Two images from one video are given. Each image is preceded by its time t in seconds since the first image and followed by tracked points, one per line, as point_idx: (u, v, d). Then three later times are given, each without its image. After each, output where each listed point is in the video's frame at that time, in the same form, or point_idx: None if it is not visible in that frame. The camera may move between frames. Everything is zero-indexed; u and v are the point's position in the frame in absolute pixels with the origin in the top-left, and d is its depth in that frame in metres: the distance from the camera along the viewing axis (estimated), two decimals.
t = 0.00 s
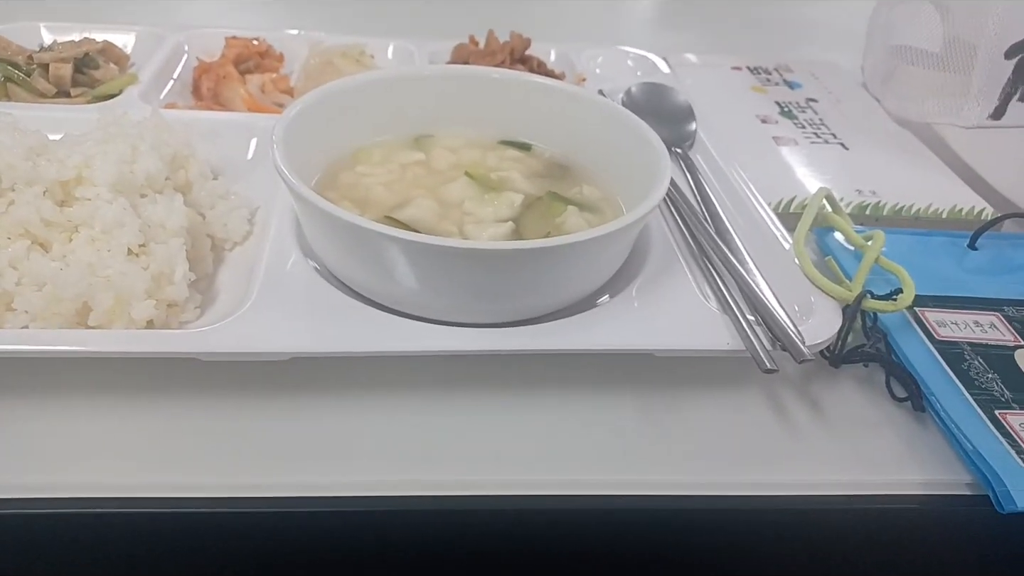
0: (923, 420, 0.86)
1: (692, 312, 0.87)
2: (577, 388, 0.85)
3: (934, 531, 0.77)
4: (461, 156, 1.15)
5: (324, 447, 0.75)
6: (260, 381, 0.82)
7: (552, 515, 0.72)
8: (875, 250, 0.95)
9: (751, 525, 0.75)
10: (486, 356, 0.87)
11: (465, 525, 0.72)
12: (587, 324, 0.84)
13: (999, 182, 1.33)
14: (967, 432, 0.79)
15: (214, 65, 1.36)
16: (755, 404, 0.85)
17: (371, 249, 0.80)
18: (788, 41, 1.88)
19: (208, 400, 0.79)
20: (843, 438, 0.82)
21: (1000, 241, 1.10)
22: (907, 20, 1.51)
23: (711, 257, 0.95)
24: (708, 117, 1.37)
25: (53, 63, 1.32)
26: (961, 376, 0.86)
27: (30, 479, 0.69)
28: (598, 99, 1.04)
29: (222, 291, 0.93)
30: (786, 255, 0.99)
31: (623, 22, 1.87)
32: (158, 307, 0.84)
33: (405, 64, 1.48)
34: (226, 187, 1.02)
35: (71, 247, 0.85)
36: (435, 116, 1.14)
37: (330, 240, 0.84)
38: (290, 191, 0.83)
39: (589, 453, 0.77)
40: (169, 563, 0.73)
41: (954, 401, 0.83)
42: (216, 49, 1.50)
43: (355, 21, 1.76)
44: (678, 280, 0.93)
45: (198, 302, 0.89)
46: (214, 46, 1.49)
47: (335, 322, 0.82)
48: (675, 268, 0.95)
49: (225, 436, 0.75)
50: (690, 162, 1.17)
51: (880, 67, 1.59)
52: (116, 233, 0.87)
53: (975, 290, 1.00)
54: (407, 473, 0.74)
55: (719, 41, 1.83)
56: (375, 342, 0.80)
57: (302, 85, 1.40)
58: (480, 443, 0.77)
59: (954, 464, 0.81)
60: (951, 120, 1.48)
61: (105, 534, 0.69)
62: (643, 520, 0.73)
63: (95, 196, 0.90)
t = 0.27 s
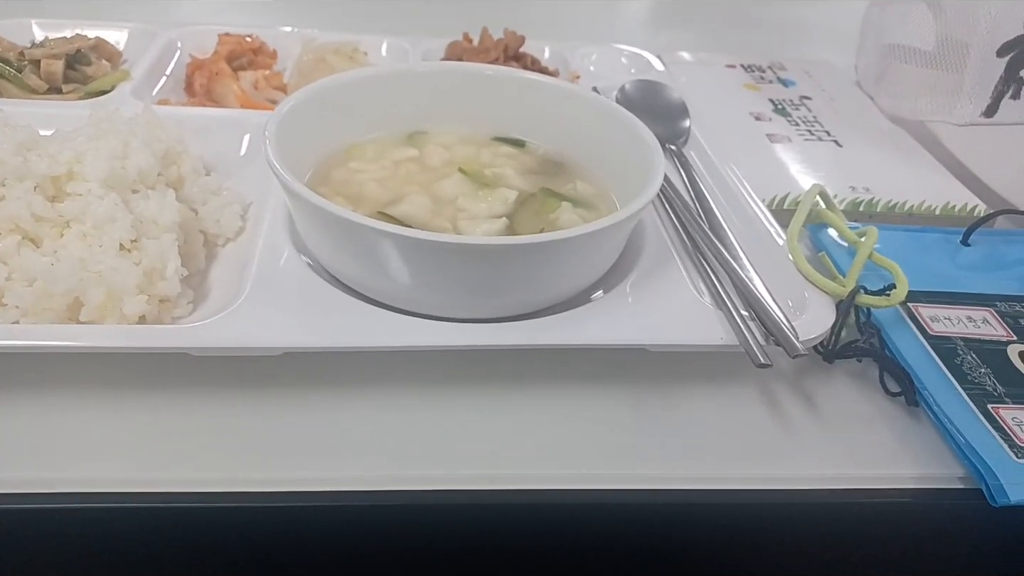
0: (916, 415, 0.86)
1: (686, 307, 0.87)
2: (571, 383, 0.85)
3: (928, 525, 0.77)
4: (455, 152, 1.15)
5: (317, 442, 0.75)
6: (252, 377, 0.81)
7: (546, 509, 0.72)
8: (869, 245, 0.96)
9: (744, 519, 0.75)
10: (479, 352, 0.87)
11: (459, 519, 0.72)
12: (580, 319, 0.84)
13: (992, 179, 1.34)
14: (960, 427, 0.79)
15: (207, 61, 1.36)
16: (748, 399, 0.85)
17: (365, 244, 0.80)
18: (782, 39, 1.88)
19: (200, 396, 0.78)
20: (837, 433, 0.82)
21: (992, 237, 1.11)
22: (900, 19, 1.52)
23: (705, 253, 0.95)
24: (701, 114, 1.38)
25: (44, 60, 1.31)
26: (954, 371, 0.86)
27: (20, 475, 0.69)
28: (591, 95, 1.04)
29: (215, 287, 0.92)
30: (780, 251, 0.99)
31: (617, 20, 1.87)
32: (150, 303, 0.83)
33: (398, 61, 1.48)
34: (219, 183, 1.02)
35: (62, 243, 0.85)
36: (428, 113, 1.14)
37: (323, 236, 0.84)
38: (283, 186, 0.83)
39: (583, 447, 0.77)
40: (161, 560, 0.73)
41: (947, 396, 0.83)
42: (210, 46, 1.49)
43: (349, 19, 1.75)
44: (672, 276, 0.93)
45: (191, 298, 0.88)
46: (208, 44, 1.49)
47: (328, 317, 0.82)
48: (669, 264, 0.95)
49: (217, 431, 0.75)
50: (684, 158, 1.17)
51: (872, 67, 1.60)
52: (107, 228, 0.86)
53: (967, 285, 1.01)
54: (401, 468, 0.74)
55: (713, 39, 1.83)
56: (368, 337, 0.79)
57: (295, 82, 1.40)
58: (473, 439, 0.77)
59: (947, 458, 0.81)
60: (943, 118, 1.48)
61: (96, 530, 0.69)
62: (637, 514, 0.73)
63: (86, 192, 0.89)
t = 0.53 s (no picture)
0: (908, 413, 0.86)
1: (678, 307, 0.87)
2: (564, 383, 0.85)
3: (920, 523, 0.77)
4: (448, 154, 1.15)
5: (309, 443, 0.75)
6: (245, 378, 0.81)
7: (539, 510, 0.72)
8: (861, 245, 0.96)
9: (738, 518, 0.75)
10: (472, 353, 0.87)
11: (452, 520, 0.72)
12: (573, 319, 0.84)
13: (984, 179, 1.34)
14: (952, 425, 0.80)
15: (200, 63, 1.36)
16: (742, 399, 0.85)
17: (357, 244, 0.80)
18: (776, 40, 1.89)
19: (192, 397, 0.78)
20: (830, 431, 0.82)
21: (984, 237, 1.11)
22: (894, 19, 1.52)
23: (698, 253, 0.95)
24: (695, 115, 1.38)
25: (37, 62, 1.31)
26: (946, 369, 0.86)
27: (10, 476, 0.69)
28: (584, 96, 1.05)
29: (207, 288, 0.92)
30: (772, 250, 0.99)
31: (611, 21, 1.88)
32: (142, 304, 0.83)
33: (392, 63, 1.48)
34: (212, 184, 1.02)
35: (54, 244, 0.85)
36: (422, 114, 1.14)
37: (316, 236, 0.84)
38: (275, 186, 0.83)
39: (576, 447, 0.77)
40: (153, 562, 0.72)
41: (939, 394, 0.83)
42: (204, 48, 1.49)
43: (343, 20, 1.75)
44: (665, 276, 0.93)
45: (183, 299, 0.88)
46: (202, 46, 1.49)
47: (321, 318, 0.82)
48: (662, 264, 0.95)
49: (209, 433, 0.75)
50: (677, 159, 1.18)
51: (866, 68, 1.61)
52: (99, 229, 0.86)
53: (960, 285, 1.01)
54: (393, 469, 0.74)
55: (707, 40, 1.84)
56: (361, 338, 0.79)
57: (289, 84, 1.40)
58: (466, 439, 0.77)
59: (939, 457, 0.81)
60: (935, 118, 1.49)
61: (87, 532, 0.68)
62: (630, 514, 0.73)
63: (78, 193, 0.89)
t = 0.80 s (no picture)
0: (900, 411, 0.87)
1: (672, 306, 0.88)
2: (559, 382, 0.85)
3: (912, 520, 0.78)
4: (443, 154, 1.15)
5: (306, 443, 0.75)
6: (241, 378, 0.81)
7: (535, 509, 0.73)
8: (854, 245, 0.96)
9: (732, 516, 0.76)
10: (467, 352, 0.87)
11: (448, 518, 0.72)
12: (568, 319, 0.85)
13: (976, 179, 1.35)
14: (943, 422, 0.80)
15: (196, 64, 1.36)
16: (735, 398, 0.86)
17: (353, 245, 0.80)
18: (770, 40, 1.89)
19: (188, 397, 0.79)
20: (822, 430, 0.83)
21: (975, 236, 1.12)
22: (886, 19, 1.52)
23: (691, 252, 0.96)
24: (689, 115, 1.39)
25: (32, 63, 1.31)
26: (938, 368, 0.87)
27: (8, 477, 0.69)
28: (578, 97, 1.05)
29: (204, 289, 0.92)
30: (765, 250, 1.00)
31: (606, 22, 1.88)
32: (138, 305, 0.83)
33: (388, 63, 1.48)
34: (207, 185, 1.02)
35: (50, 245, 0.85)
36: (417, 114, 1.14)
37: (312, 237, 0.84)
38: (271, 187, 0.83)
39: (571, 446, 0.78)
40: (151, 561, 0.73)
41: (931, 392, 0.84)
42: (199, 48, 1.50)
43: (338, 21, 1.76)
44: (659, 275, 0.93)
45: (179, 300, 0.88)
46: (197, 46, 1.49)
47: (317, 318, 0.82)
48: (656, 264, 0.96)
49: (206, 433, 0.75)
50: (671, 159, 1.18)
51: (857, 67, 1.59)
52: (95, 230, 0.86)
53: (951, 284, 1.02)
54: (390, 468, 0.74)
55: (702, 40, 1.84)
56: (357, 338, 0.80)
57: (284, 84, 1.40)
58: (462, 438, 0.78)
59: (931, 455, 0.82)
60: (929, 118, 1.50)
61: (85, 532, 0.69)
62: (625, 512, 0.74)
63: (74, 194, 0.89)
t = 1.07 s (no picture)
0: (904, 421, 0.87)
1: (677, 315, 0.88)
2: (563, 391, 0.85)
3: (917, 531, 0.78)
4: (448, 162, 1.16)
5: (311, 451, 0.76)
6: (247, 386, 0.82)
7: (540, 518, 0.73)
8: (858, 254, 0.96)
9: (736, 526, 0.76)
10: (473, 361, 0.88)
11: (452, 526, 0.72)
12: (573, 328, 0.85)
13: (979, 188, 1.35)
14: (947, 433, 0.81)
15: (202, 70, 1.37)
16: (740, 407, 0.86)
17: (359, 254, 0.81)
18: (773, 47, 1.90)
19: (194, 405, 0.79)
20: (826, 440, 0.83)
21: (979, 245, 1.12)
22: (890, 27, 1.52)
23: (696, 262, 0.96)
24: (693, 123, 1.39)
25: (40, 69, 1.32)
26: (942, 378, 0.87)
27: (15, 484, 0.69)
28: (583, 106, 1.06)
29: (210, 296, 0.93)
30: (770, 259, 1.00)
31: (610, 28, 1.89)
32: (146, 312, 0.84)
33: (393, 70, 1.49)
34: (214, 192, 1.02)
35: (59, 252, 0.86)
36: (422, 122, 1.15)
37: (318, 246, 0.84)
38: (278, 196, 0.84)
39: (576, 455, 0.78)
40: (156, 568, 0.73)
41: (935, 403, 0.84)
42: (205, 55, 1.50)
43: (344, 27, 1.76)
44: (664, 285, 0.94)
45: (186, 307, 0.89)
46: (203, 53, 1.50)
47: (324, 326, 0.82)
48: (661, 273, 0.96)
49: (212, 441, 0.75)
50: (675, 167, 1.19)
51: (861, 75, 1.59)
52: (103, 238, 0.87)
53: (955, 293, 1.02)
54: (395, 476, 0.74)
55: (705, 48, 1.85)
56: (362, 346, 0.80)
57: (290, 91, 1.41)
58: (467, 447, 0.78)
59: (935, 465, 0.82)
60: (933, 126, 1.50)
61: (92, 539, 0.69)
62: (629, 522, 0.74)
63: (82, 202, 0.90)
